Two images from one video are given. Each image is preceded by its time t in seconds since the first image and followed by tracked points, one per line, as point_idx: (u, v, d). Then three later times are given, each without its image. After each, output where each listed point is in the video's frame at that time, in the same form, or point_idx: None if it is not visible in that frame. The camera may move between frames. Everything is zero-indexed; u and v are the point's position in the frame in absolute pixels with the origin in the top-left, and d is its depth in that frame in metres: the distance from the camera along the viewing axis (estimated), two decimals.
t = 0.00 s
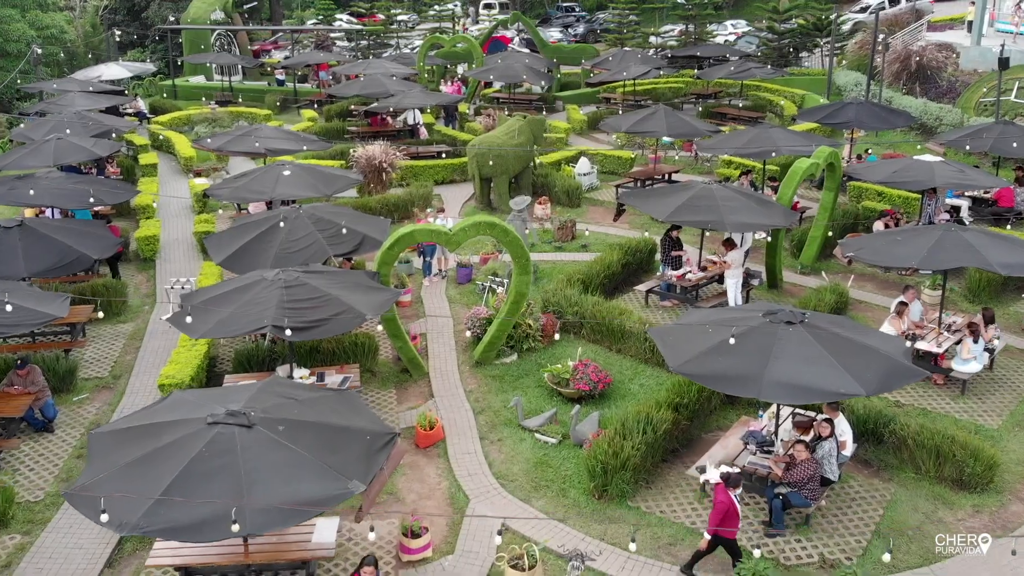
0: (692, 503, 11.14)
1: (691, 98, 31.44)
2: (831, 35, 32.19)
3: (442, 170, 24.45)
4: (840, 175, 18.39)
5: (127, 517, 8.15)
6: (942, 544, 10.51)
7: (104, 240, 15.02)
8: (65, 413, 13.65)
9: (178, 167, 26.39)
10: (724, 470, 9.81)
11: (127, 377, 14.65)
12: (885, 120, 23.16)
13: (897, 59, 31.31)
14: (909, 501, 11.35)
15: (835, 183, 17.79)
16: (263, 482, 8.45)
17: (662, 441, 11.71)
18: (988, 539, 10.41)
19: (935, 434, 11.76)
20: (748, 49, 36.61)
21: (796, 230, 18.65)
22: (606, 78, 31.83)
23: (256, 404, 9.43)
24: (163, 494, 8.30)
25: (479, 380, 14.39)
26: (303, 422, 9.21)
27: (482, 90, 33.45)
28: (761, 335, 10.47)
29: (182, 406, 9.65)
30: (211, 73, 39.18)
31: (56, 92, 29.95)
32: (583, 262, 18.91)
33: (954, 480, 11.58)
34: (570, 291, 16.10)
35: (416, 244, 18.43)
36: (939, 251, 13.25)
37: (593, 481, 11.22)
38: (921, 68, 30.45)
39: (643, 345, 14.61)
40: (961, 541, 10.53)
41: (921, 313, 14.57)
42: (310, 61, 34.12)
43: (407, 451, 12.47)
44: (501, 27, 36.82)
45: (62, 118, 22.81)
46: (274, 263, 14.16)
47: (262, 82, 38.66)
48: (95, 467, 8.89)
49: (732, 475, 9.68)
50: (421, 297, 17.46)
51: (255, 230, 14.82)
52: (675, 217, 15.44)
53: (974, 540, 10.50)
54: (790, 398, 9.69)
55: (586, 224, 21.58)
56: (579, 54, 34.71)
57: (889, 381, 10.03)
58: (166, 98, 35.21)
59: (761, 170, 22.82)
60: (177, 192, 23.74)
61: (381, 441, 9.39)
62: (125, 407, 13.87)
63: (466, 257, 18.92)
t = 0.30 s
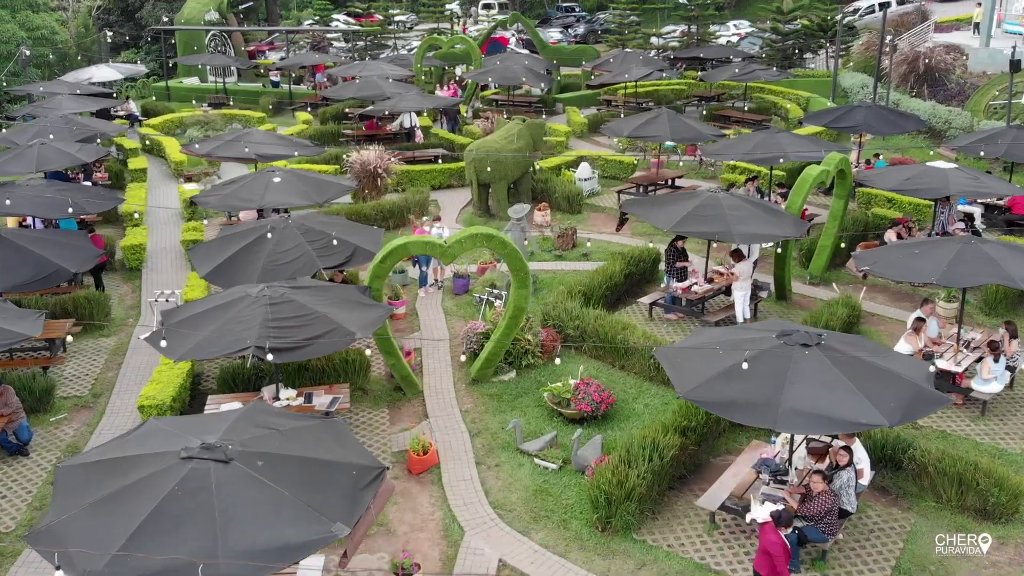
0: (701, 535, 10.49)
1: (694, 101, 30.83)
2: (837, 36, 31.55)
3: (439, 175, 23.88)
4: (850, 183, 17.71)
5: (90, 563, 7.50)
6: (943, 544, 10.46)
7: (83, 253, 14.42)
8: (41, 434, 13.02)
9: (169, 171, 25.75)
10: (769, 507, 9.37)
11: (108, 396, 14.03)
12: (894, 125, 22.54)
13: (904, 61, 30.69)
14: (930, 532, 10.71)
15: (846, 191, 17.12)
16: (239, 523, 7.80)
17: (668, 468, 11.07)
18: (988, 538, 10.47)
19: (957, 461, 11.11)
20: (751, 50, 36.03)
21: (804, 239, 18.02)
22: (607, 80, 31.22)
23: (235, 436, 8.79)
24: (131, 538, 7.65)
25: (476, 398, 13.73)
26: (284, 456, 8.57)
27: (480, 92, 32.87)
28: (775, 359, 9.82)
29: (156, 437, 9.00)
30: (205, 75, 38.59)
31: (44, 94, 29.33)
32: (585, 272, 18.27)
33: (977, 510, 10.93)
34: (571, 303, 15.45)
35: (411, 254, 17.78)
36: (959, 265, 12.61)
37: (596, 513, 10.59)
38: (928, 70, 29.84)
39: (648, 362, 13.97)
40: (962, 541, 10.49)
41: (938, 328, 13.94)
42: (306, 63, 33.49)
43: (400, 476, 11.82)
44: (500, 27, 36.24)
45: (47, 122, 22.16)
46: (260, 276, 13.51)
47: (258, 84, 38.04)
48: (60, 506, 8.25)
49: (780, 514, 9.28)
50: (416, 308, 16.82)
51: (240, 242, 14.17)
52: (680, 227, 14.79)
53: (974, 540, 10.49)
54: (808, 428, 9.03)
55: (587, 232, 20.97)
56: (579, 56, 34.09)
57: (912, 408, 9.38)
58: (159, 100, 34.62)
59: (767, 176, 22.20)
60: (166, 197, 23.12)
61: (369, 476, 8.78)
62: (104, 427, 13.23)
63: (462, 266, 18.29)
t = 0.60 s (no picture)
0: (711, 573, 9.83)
1: (697, 103, 30.17)
2: (843, 38, 30.88)
3: (436, 180, 23.26)
4: (862, 190, 17.01)
5: None
6: (942, 546, 10.31)
7: (60, 266, 13.79)
8: (14, 458, 12.37)
9: (158, 176, 25.10)
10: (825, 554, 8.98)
11: (86, 416, 13.37)
12: (904, 129, 21.89)
13: (912, 63, 30.03)
14: (955, 567, 10.06)
15: (857, 199, 16.46)
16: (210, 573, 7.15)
17: (676, 499, 10.42)
18: (989, 537, 10.27)
19: (982, 490, 10.46)
20: (755, 52, 35.39)
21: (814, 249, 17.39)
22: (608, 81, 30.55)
23: (210, 474, 8.13)
24: None
25: (472, 419, 13.07)
26: (262, 497, 7.92)
27: (479, 94, 32.22)
28: (791, 387, 9.19)
29: (126, 473, 8.35)
30: (199, 76, 37.92)
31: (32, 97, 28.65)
32: (586, 282, 17.60)
33: (1004, 543, 10.29)
34: (572, 317, 14.78)
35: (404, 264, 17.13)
36: (982, 280, 11.97)
37: (599, 548, 9.93)
38: (937, 72, 29.19)
39: (652, 380, 13.30)
40: (960, 540, 10.33)
41: (958, 346, 13.30)
42: (301, 64, 32.83)
43: (391, 506, 11.16)
44: (499, 28, 35.58)
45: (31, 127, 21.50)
46: (245, 292, 12.84)
47: (253, 86, 37.39)
48: (17, 550, 7.59)
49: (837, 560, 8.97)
50: (410, 322, 16.16)
51: (225, 254, 13.51)
52: (686, 240, 14.11)
53: (974, 540, 10.31)
54: (828, 463, 8.39)
55: (588, 240, 20.32)
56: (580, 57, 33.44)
57: (939, 442, 8.74)
58: (152, 102, 33.95)
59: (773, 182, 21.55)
60: (155, 203, 22.46)
61: (355, 517, 8.11)
62: (81, 450, 12.56)
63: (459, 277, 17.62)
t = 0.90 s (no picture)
0: None
1: (700, 106, 29.52)
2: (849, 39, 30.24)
3: (432, 186, 22.61)
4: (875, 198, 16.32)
5: None
6: (941, 546, 10.06)
7: (35, 281, 13.12)
8: None
9: (148, 181, 24.43)
10: None
11: (62, 440, 12.70)
12: (915, 134, 21.24)
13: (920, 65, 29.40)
14: None
15: (870, 208, 15.79)
16: None
17: (685, 535, 9.75)
18: (989, 537, 9.87)
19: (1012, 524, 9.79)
20: (759, 53, 34.74)
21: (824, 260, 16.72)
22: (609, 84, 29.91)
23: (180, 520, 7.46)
24: None
25: (468, 443, 12.40)
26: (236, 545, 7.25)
27: (478, 97, 31.58)
28: (811, 420, 8.53)
29: (91, 516, 7.69)
30: (193, 78, 37.27)
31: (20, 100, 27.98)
32: (588, 295, 16.93)
33: None
34: (573, 333, 14.11)
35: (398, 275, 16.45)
36: (1011, 295, 11.34)
37: None
38: (946, 75, 28.56)
39: (658, 402, 12.63)
40: (960, 540, 9.98)
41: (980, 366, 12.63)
42: (296, 66, 32.17)
43: (382, 539, 10.49)
44: (499, 29, 34.95)
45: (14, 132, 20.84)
46: (229, 309, 12.17)
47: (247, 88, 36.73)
48: None
49: None
50: (405, 337, 15.49)
51: (209, 269, 12.84)
52: (693, 253, 13.45)
53: (974, 539, 9.94)
54: (853, 505, 7.72)
55: (590, 249, 19.66)
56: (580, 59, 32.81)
57: (973, 481, 8.07)
58: (144, 105, 33.27)
59: (780, 189, 20.88)
60: (143, 211, 21.80)
61: (338, 565, 7.43)
62: (55, 477, 11.89)
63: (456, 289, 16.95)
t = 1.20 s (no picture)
0: None
1: (703, 110, 28.87)
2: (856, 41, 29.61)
3: (429, 193, 21.96)
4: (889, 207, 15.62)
5: None
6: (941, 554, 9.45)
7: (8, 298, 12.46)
8: None
9: (136, 188, 23.77)
10: None
11: (35, 465, 12.02)
12: (926, 139, 20.59)
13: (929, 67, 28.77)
14: None
15: (883, 219, 15.11)
16: None
17: None
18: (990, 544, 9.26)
19: None
20: (763, 55, 34.10)
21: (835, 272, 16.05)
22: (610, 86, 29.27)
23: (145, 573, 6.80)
24: None
25: (464, 470, 11.74)
26: None
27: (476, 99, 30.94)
28: (832, 459, 7.89)
29: (48, 566, 7.02)
30: (186, 81, 36.59)
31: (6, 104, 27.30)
32: (589, 308, 16.25)
33: None
34: (575, 351, 13.44)
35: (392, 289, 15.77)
36: None
37: None
38: (955, 77, 27.94)
39: (665, 426, 11.95)
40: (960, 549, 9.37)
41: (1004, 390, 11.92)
42: (290, 69, 31.52)
43: None
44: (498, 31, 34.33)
45: None
46: (211, 329, 11.50)
47: (241, 91, 36.08)
48: None
49: None
50: (398, 353, 14.82)
51: (190, 286, 12.17)
52: (701, 268, 12.78)
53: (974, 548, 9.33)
54: (882, 554, 7.05)
55: (591, 258, 19.00)
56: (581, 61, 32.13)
57: (1011, 526, 7.40)
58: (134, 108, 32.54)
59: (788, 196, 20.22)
60: (130, 218, 21.13)
61: None
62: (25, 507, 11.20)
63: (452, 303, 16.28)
